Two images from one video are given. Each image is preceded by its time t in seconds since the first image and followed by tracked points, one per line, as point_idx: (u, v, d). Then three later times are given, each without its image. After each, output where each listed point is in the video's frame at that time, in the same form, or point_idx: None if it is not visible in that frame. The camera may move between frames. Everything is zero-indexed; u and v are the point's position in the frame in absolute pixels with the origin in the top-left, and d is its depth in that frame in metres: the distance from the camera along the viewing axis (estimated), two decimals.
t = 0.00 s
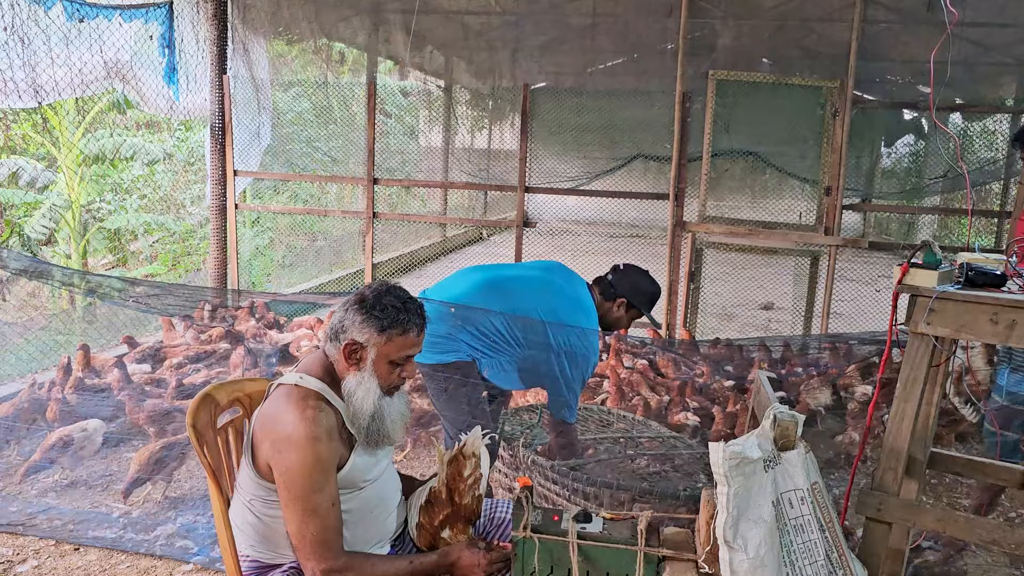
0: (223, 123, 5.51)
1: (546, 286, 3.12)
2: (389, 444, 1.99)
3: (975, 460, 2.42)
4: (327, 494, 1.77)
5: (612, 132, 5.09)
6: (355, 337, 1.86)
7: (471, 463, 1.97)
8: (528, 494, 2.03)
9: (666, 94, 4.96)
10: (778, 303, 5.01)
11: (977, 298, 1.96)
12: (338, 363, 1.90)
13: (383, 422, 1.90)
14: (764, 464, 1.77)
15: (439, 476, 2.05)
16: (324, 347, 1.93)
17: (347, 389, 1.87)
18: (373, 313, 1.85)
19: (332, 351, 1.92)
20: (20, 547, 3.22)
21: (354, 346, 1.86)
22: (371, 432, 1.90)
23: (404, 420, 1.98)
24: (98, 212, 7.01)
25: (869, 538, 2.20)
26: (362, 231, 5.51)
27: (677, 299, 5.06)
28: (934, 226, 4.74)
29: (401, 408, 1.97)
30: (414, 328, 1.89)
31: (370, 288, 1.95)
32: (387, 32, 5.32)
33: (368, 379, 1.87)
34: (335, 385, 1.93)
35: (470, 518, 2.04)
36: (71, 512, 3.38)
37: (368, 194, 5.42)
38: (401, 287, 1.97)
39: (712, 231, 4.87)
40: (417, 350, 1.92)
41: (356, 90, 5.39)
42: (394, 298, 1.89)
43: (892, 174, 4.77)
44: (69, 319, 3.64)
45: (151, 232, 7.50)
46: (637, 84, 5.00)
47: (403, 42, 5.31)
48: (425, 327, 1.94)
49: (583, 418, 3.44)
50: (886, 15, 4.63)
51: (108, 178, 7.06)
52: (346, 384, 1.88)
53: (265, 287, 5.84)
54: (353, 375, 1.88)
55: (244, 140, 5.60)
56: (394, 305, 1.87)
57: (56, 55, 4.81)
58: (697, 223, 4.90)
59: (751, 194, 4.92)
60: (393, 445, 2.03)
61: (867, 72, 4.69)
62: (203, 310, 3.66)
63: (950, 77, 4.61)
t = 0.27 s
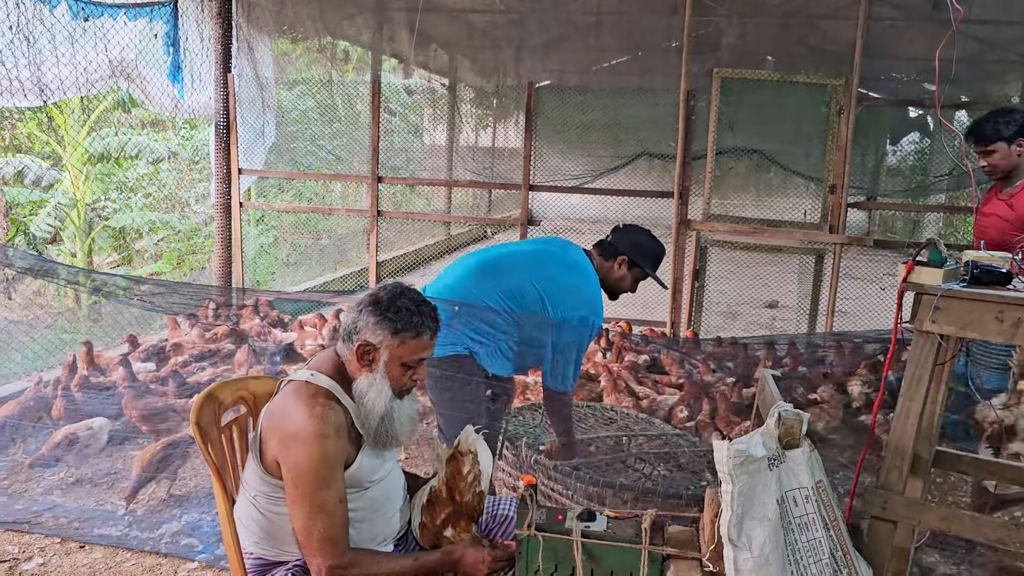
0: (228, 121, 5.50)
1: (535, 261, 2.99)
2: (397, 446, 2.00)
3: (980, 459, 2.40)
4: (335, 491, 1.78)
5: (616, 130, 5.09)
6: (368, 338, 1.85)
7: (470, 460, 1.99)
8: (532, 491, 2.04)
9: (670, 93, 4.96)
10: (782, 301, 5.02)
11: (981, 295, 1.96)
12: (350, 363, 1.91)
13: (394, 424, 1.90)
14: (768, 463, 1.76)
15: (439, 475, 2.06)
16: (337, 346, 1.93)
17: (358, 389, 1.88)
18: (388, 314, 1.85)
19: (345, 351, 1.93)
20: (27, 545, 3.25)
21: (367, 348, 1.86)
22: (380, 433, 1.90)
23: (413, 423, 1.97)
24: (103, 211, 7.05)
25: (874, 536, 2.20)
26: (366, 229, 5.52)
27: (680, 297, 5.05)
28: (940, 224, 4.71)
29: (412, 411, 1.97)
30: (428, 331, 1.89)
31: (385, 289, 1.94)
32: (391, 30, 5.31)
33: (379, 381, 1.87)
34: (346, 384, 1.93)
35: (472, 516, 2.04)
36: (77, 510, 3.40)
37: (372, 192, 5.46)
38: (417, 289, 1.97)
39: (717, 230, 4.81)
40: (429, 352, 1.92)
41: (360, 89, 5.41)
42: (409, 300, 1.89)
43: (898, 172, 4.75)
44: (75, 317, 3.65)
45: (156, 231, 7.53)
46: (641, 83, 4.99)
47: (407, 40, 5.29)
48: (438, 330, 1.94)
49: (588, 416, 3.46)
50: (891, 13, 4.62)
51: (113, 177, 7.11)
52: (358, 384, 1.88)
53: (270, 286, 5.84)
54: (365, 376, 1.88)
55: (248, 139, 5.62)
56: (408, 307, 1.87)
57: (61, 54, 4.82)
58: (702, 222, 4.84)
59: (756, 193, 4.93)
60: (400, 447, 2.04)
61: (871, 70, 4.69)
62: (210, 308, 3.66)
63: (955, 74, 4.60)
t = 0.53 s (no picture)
0: (228, 123, 5.52)
1: (516, 244, 3.05)
2: (410, 458, 2.01)
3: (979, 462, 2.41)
4: (347, 497, 1.77)
5: (616, 132, 5.09)
6: (397, 349, 1.85)
7: (472, 461, 2.02)
8: (532, 493, 2.06)
9: (670, 95, 4.96)
10: (781, 303, 5.03)
11: (981, 297, 1.95)
12: (375, 371, 1.90)
13: (411, 437, 1.93)
14: (767, 465, 1.75)
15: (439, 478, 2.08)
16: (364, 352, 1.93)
17: (381, 399, 1.87)
18: (421, 327, 1.84)
19: (371, 359, 1.93)
20: (26, 547, 3.25)
21: (394, 358, 1.86)
22: (398, 444, 1.92)
23: (429, 434, 2.00)
24: (104, 213, 7.08)
25: (875, 537, 2.20)
26: (366, 231, 5.53)
27: (680, 299, 5.05)
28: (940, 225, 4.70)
29: (427, 424, 1.98)
30: (456, 346, 1.88)
31: (417, 300, 1.94)
32: (391, 32, 5.30)
33: (403, 393, 1.87)
34: (369, 391, 1.93)
35: (472, 517, 2.06)
36: (76, 512, 3.39)
37: (372, 194, 5.47)
38: (446, 304, 1.97)
39: (716, 231, 4.85)
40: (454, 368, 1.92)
41: (360, 91, 5.41)
42: (441, 314, 1.89)
43: (897, 174, 4.76)
44: (75, 318, 3.64)
45: (156, 233, 7.54)
46: (641, 85, 5.00)
47: (407, 42, 5.29)
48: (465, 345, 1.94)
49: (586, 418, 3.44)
50: (891, 15, 4.62)
51: (113, 178, 7.14)
52: (381, 394, 1.88)
53: (270, 288, 5.85)
54: (389, 386, 1.88)
55: (248, 141, 5.62)
56: (439, 322, 1.86)
57: (61, 57, 4.82)
58: (701, 223, 4.86)
59: (755, 195, 4.91)
60: (415, 458, 2.06)
61: (871, 72, 4.69)
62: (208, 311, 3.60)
63: (955, 76, 4.60)
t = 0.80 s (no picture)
0: (229, 127, 5.55)
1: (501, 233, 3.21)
2: (414, 461, 2.01)
3: (978, 465, 2.40)
4: (350, 500, 1.78)
5: (616, 135, 5.10)
6: (401, 353, 1.85)
7: (473, 461, 2.03)
8: (531, 496, 2.06)
9: (670, 98, 4.96)
10: (782, 306, 5.02)
11: (979, 300, 1.96)
12: (379, 374, 1.90)
13: (416, 440, 1.92)
14: (766, 469, 1.75)
15: (440, 478, 2.09)
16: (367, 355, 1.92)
17: (386, 404, 1.87)
18: (425, 330, 1.84)
19: (374, 362, 1.92)
20: (26, 550, 3.26)
21: (398, 362, 1.86)
22: (403, 448, 1.92)
23: (433, 437, 2.00)
24: (103, 216, 7.21)
25: (874, 541, 2.20)
26: (366, 234, 5.54)
27: (680, 302, 5.09)
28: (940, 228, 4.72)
29: (432, 427, 1.98)
30: (460, 350, 1.89)
31: (421, 304, 1.94)
32: (391, 36, 5.31)
33: (408, 396, 1.86)
34: (372, 395, 1.92)
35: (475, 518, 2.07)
36: (76, 515, 3.40)
37: (372, 198, 5.49)
38: (450, 307, 1.96)
39: (716, 234, 4.90)
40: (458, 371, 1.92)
41: (360, 94, 5.41)
42: (445, 318, 1.89)
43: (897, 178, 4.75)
44: (75, 321, 3.66)
45: (156, 235, 7.56)
46: (641, 88, 5.00)
47: (407, 45, 5.29)
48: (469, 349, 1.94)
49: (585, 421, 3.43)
50: (890, 18, 4.62)
51: (113, 182, 7.20)
52: (386, 398, 1.87)
53: (270, 290, 5.83)
54: (393, 390, 1.87)
55: (248, 144, 5.62)
56: (444, 326, 1.87)
57: (63, 60, 4.89)
58: (701, 226, 4.93)
59: (755, 199, 4.92)
60: (419, 462, 2.06)
61: (870, 75, 4.69)
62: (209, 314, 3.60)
63: (954, 80, 4.60)
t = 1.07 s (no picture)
0: (229, 129, 5.54)
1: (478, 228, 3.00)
2: (397, 451, 2.00)
3: (980, 466, 2.38)
4: (333, 499, 1.77)
5: (616, 137, 5.10)
6: (370, 342, 1.87)
7: (468, 465, 2.06)
8: (533, 499, 2.05)
9: (670, 100, 4.97)
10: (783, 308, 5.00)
11: (979, 302, 1.96)
12: (351, 367, 1.92)
13: (395, 428, 1.91)
14: (766, 471, 1.75)
15: (435, 483, 2.11)
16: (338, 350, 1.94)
17: (359, 395, 1.88)
18: (392, 318, 1.87)
19: (346, 356, 1.94)
20: (27, 552, 3.26)
21: (368, 352, 1.88)
22: (382, 438, 1.91)
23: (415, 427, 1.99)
24: (104, 218, 7.17)
25: (875, 542, 2.19)
26: (367, 236, 5.56)
27: (681, 304, 5.08)
28: (940, 230, 4.71)
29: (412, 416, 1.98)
30: (429, 336, 1.91)
31: (386, 295, 1.97)
32: (392, 38, 5.32)
33: (381, 385, 1.87)
34: (345, 389, 1.93)
35: (471, 522, 2.08)
36: (77, 516, 3.41)
37: (373, 199, 5.48)
38: (417, 295, 1.99)
39: (717, 236, 4.89)
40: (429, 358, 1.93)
41: (361, 96, 5.42)
42: (409, 305, 1.91)
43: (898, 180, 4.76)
44: (76, 323, 3.63)
45: (158, 238, 7.53)
46: (641, 90, 5.01)
47: (408, 48, 5.31)
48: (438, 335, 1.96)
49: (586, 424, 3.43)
50: (891, 20, 4.62)
51: (115, 185, 7.14)
52: (359, 389, 1.88)
53: (272, 293, 5.85)
54: (365, 381, 1.88)
55: (249, 147, 5.63)
56: (409, 312, 1.89)
57: (64, 62, 4.90)
58: (701, 228, 4.92)
59: (755, 200, 4.92)
60: (403, 452, 2.05)
61: (870, 77, 4.70)
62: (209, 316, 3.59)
63: (954, 82, 4.61)
